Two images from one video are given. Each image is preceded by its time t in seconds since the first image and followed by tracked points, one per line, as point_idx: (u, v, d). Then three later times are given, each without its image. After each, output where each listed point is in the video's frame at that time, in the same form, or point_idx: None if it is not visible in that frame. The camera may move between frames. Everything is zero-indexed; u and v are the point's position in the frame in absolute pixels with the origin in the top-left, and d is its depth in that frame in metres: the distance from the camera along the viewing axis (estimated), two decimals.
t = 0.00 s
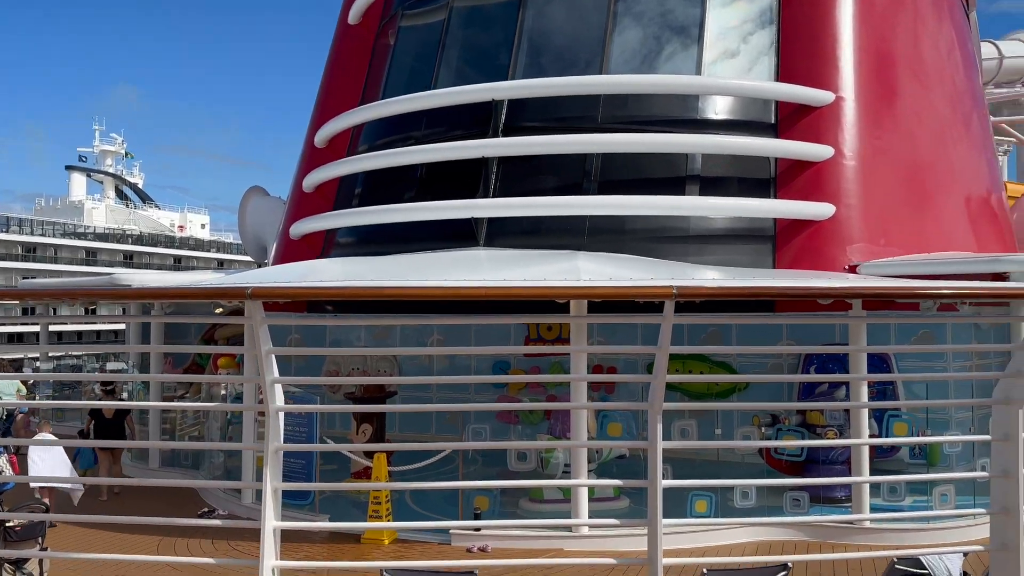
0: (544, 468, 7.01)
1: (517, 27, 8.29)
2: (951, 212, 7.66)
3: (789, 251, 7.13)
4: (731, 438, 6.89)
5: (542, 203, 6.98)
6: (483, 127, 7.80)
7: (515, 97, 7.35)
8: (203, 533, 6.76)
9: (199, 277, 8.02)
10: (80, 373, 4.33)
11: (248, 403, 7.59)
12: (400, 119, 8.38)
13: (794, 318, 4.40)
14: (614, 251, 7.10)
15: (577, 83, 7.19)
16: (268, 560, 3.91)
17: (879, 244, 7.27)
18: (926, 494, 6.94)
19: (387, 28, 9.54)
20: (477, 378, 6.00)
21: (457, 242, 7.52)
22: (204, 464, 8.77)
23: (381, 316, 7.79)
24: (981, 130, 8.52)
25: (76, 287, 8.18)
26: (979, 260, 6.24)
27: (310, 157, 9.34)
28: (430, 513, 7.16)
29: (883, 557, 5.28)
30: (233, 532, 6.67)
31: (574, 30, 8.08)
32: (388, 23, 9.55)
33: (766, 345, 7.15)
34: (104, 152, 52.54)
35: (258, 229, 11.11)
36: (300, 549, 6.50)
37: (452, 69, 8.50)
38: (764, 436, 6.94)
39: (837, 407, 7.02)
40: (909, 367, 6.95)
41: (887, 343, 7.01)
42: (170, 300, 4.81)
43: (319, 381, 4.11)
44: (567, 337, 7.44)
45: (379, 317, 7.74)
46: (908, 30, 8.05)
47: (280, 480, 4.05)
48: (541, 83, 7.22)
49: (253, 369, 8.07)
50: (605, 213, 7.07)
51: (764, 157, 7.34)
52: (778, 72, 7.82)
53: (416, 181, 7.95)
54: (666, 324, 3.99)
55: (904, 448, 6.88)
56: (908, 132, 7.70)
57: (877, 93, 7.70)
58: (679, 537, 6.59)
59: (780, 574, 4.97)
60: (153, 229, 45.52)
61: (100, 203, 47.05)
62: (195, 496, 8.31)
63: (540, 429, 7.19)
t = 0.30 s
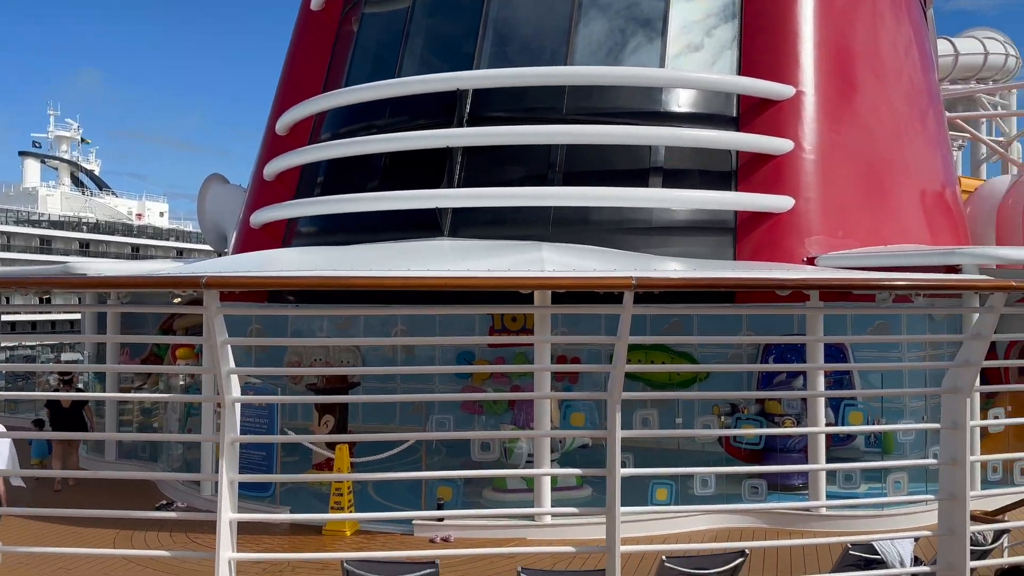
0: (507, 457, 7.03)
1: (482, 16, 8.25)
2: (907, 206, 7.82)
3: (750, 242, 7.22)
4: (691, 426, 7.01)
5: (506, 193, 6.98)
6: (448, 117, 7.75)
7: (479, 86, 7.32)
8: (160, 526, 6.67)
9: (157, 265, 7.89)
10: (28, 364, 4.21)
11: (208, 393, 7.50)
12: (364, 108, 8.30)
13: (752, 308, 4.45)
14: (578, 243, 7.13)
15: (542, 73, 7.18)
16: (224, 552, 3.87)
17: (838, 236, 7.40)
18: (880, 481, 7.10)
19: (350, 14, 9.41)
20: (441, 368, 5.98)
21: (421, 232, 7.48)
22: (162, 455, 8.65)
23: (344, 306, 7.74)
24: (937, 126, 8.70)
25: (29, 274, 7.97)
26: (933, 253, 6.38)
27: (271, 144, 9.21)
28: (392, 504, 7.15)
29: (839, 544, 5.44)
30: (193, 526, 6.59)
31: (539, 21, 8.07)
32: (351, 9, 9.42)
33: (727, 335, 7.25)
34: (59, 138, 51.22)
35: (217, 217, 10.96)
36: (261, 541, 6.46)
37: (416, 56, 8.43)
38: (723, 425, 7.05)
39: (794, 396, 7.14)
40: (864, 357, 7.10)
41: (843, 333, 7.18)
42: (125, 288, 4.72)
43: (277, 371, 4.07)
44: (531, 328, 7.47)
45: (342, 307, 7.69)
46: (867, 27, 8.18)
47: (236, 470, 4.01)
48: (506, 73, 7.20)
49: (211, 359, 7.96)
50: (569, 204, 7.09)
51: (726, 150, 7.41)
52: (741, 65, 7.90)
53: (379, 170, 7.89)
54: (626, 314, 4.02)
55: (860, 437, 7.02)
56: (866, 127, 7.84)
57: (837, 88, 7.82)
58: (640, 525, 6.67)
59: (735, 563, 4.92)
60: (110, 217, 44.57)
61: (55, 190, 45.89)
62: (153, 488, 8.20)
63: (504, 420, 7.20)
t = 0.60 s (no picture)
0: (474, 450, 7.04)
1: (449, 7, 8.20)
2: (868, 201, 7.95)
3: (714, 236, 7.30)
4: (655, 418, 7.09)
5: (473, 185, 6.97)
6: (415, 108, 7.70)
7: (446, 78, 7.28)
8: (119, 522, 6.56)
9: (116, 256, 7.73)
10: None
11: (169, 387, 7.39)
12: (329, 98, 8.21)
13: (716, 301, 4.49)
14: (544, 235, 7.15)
15: (509, 65, 7.17)
16: (183, 546, 3.82)
17: (800, 230, 7.50)
18: (840, 471, 7.23)
19: (315, 2, 9.25)
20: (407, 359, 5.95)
21: (387, 224, 7.44)
22: (122, 449, 8.51)
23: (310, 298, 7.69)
24: (897, 123, 8.85)
25: None
26: (893, 247, 6.49)
27: (234, 133, 9.08)
28: (357, 497, 7.12)
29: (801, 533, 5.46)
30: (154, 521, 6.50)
31: (507, 13, 8.04)
32: None
33: (691, 328, 7.33)
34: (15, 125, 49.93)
35: (179, 208, 10.78)
36: (223, 536, 6.39)
37: (383, 46, 8.36)
38: (687, 416, 7.10)
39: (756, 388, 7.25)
40: (825, 349, 7.22)
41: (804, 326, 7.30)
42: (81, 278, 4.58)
43: (236, 363, 4.00)
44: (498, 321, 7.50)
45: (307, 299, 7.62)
46: (831, 24, 8.30)
47: (195, 464, 3.95)
48: (474, 65, 7.17)
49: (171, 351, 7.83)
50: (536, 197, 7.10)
51: (691, 145, 7.47)
52: (706, 60, 7.95)
53: (344, 161, 7.82)
54: (590, 306, 4.03)
55: (820, 428, 7.10)
56: (828, 123, 7.95)
57: (800, 84, 7.92)
58: (605, 516, 6.72)
59: (699, 552, 4.96)
60: (69, 207, 43.60)
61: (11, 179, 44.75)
62: (112, 482, 8.07)
63: (470, 412, 7.19)
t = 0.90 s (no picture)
0: (443, 447, 7.02)
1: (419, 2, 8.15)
2: (832, 198, 8.06)
3: (682, 232, 7.35)
4: (625, 413, 7.12)
5: (442, 181, 6.94)
6: (384, 102, 7.65)
7: (415, 72, 7.24)
8: (81, 523, 6.46)
9: (78, 251, 7.58)
10: None
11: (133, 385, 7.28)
12: (297, 91, 8.13)
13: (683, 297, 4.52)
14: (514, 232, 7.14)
15: (478, 60, 7.15)
16: (144, 546, 3.77)
17: (766, 227, 7.58)
18: (805, 465, 7.33)
19: None
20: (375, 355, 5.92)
21: (356, 219, 7.38)
22: (84, 448, 8.36)
23: (278, 294, 7.63)
24: (862, 122, 8.99)
25: None
26: (857, 244, 6.58)
27: (200, 127, 8.95)
28: (325, 495, 7.06)
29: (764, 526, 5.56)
30: (116, 521, 6.40)
31: (477, 8, 8.02)
32: None
33: (659, 324, 7.38)
34: None
35: (143, 202, 10.63)
36: (188, 535, 6.32)
37: (351, 40, 8.29)
38: (655, 411, 7.19)
39: (724, 383, 7.32)
40: (791, 344, 7.32)
41: (771, 321, 7.40)
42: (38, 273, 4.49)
43: (198, 360, 3.94)
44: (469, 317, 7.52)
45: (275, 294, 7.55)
46: (797, 23, 8.39)
47: (155, 462, 3.89)
48: (443, 60, 7.14)
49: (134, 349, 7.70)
50: (505, 193, 7.09)
51: (660, 142, 7.52)
52: (675, 57, 8.00)
53: (312, 156, 7.75)
54: (556, 302, 4.03)
55: (785, 422, 7.26)
56: (794, 121, 8.04)
57: (767, 82, 8.00)
58: (574, 512, 6.76)
59: (666, 546, 4.95)
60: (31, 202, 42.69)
61: None
62: (74, 482, 7.93)
63: (440, 409, 7.17)
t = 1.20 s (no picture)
0: (417, 446, 7.00)
1: None
2: (802, 198, 8.15)
3: (655, 232, 7.40)
4: (598, 411, 7.14)
5: (415, 179, 6.92)
6: (356, 101, 7.61)
7: (388, 71, 7.21)
8: (46, 527, 6.34)
9: (43, 250, 7.44)
10: None
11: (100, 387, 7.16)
12: (268, 89, 8.06)
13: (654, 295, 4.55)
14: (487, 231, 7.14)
15: (451, 59, 7.13)
16: (109, 550, 3.71)
17: (737, 226, 7.65)
18: (775, 462, 7.42)
19: None
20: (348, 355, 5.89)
21: (328, 219, 7.33)
22: (50, 450, 8.22)
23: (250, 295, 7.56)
24: (831, 122, 9.10)
25: None
26: (826, 243, 6.66)
27: (168, 125, 8.84)
28: (297, 496, 7.02)
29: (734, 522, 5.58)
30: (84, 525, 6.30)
31: (449, 7, 8.00)
32: None
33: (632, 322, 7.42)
34: None
35: (110, 201, 10.47)
36: (158, 537, 6.25)
37: (323, 38, 8.23)
38: (629, 410, 7.22)
39: (695, 381, 7.41)
40: (762, 342, 7.41)
41: (742, 319, 7.52)
42: None
43: (163, 361, 3.90)
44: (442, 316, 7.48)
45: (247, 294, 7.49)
46: (767, 24, 8.48)
47: (120, 464, 3.83)
48: (415, 58, 7.12)
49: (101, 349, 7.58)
50: (479, 192, 7.09)
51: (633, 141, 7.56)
52: (647, 57, 8.04)
53: (283, 154, 7.69)
54: (527, 301, 4.03)
55: (756, 418, 7.28)
56: (764, 121, 8.12)
57: (738, 83, 8.07)
58: (547, 510, 6.78)
59: (638, 543, 4.94)
60: None
61: None
62: (40, 486, 7.80)
63: (414, 409, 7.15)
